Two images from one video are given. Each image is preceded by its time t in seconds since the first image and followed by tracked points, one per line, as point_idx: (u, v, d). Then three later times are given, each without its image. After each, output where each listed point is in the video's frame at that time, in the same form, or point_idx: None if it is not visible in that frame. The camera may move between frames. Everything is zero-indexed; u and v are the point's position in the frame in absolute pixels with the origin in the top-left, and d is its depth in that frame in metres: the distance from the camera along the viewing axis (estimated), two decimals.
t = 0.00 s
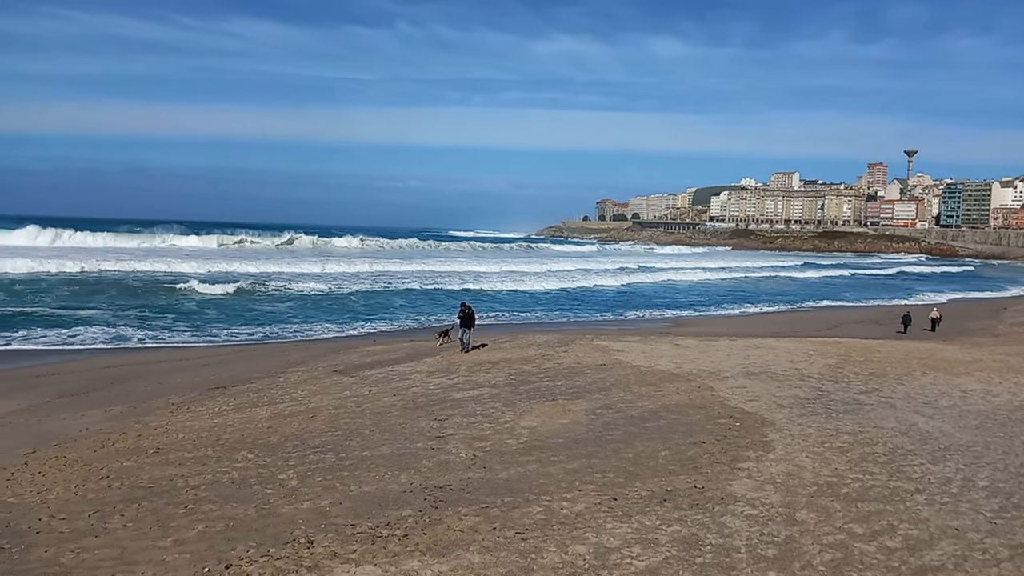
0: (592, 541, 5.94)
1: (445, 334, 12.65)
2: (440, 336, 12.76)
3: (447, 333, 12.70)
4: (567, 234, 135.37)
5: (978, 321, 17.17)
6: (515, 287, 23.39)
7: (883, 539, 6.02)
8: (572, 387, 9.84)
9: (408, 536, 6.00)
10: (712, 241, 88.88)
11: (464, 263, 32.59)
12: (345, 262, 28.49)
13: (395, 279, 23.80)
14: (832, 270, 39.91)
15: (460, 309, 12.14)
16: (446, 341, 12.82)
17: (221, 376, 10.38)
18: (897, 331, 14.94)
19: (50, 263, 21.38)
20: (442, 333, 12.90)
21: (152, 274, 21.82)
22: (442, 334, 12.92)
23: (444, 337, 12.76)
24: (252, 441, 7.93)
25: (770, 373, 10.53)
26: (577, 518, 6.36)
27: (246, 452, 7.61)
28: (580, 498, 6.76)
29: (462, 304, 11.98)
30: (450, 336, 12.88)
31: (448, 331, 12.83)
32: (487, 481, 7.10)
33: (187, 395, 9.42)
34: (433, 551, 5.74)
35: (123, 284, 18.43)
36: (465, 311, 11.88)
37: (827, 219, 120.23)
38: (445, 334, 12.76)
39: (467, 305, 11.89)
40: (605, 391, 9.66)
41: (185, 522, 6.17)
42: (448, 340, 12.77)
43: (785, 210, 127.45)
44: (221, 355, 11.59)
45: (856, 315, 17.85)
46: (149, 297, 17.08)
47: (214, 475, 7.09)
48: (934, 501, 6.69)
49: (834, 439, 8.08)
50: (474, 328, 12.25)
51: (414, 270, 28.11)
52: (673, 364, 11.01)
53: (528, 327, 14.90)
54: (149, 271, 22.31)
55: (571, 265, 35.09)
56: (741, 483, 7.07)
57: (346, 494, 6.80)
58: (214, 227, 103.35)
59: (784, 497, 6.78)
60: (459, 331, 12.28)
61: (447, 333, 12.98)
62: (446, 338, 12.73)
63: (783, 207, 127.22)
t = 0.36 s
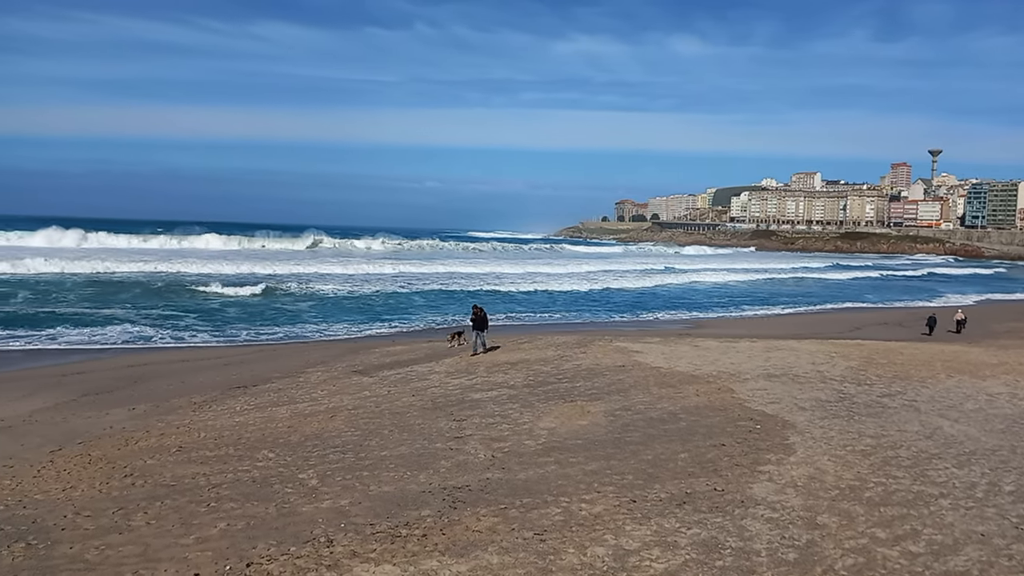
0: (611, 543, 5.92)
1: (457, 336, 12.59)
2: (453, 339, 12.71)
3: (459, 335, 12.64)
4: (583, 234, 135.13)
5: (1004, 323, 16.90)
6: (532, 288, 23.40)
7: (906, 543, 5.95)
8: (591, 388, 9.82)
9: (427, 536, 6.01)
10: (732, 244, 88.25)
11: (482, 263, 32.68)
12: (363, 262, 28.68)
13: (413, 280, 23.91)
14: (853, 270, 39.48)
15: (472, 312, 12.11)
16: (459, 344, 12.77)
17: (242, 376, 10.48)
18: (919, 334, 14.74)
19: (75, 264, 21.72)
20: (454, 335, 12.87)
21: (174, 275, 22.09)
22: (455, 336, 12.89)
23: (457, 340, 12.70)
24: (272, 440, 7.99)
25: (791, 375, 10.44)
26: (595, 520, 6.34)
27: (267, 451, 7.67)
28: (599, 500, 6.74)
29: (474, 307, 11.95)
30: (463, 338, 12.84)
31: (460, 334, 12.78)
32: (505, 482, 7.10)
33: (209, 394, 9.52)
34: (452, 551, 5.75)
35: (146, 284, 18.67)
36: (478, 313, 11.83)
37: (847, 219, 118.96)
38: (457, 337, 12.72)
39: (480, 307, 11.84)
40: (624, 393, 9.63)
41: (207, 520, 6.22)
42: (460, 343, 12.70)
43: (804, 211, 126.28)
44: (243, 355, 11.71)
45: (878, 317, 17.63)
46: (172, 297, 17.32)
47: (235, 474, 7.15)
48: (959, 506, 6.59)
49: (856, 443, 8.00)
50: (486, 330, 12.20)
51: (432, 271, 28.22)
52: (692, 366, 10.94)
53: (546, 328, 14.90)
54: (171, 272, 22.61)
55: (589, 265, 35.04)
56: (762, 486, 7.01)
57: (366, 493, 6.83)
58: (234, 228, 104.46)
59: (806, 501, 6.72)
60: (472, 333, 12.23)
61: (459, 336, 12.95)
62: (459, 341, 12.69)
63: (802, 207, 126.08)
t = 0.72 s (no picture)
0: (630, 545, 5.89)
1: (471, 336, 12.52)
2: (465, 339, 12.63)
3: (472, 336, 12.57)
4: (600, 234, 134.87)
5: None
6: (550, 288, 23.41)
7: (931, 548, 5.86)
8: (610, 389, 9.79)
9: (446, 536, 6.02)
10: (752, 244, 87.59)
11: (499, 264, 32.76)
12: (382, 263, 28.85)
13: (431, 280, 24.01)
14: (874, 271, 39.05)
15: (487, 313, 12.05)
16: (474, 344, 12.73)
17: (264, 375, 10.56)
18: (944, 336, 14.54)
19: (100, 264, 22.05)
20: (469, 335, 12.85)
21: (197, 275, 22.35)
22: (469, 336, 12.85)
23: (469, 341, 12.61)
24: (293, 439, 8.05)
25: (814, 377, 10.34)
26: (615, 522, 6.32)
27: (288, 450, 7.72)
28: (618, 501, 6.71)
29: (490, 307, 11.94)
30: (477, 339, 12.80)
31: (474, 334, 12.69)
32: (524, 482, 7.09)
33: (232, 393, 9.61)
34: (471, 551, 5.76)
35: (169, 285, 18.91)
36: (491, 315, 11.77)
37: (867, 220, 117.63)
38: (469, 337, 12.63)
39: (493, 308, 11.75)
40: (643, 394, 9.59)
41: (229, 517, 6.28)
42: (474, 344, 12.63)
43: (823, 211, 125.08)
44: (265, 354, 11.81)
45: (902, 318, 17.41)
46: (194, 296, 17.52)
47: (257, 472, 7.21)
48: (985, 511, 6.49)
49: (880, 446, 7.90)
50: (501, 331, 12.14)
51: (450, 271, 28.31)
52: (713, 367, 10.87)
53: (564, 328, 14.88)
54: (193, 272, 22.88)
55: (606, 266, 34.99)
56: (783, 489, 6.95)
57: (386, 493, 6.85)
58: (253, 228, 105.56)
59: (828, 504, 6.65)
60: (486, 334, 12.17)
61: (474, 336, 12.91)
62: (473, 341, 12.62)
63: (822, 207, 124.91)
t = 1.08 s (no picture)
0: (652, 547, 5.86)
1: (486, 339, 12.39)
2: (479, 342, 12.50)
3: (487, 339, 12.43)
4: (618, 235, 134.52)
5: None
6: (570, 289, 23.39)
7: (959, 553, 5.77)
8: (632, 391, 9.75)
9: (467, 536, 6.03)
10: (775, 245, 86.76)
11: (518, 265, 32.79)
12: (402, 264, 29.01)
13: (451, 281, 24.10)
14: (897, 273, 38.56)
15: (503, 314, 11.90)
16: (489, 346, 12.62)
17: (287, 375, 10.65)
18: (971, 339, 14.31)
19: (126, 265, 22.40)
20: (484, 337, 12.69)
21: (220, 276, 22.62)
22: (484, 338, 12.76)
23: (483, 344, 12.49)
24: (316, 438, 8.10)
25: (838, 379, 10.21)
26: (636, 524, 6.28)
27: (310, 450, 7.78)
28: (640, 503, 6.68)
29: (506, 309, 11.82)
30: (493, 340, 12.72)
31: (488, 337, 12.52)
32: (545, 483, 7.08)
33: (255, 392, 9.70)
34: (492, 552, 5.76)
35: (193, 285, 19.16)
36: (507, 316, 11.63)
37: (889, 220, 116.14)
38: (483, 340, 12.50)
39: (509, 310, 11.61)
40: (665, 396, 9.54)
41: (253, 515, 6.34)
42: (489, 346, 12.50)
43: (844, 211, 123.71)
44: (287, 354, 11.91)
45: (928, 320, 17.15)
46: (218, 297, 17.73)
47: (280, 471, 7.27)
48: (1015, 517, 6.37)
49: (906, 449, 7.79)
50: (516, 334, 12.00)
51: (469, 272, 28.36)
52: (736, 369, 10.78)
53: (585, 329, 14.85)
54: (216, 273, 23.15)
55: (625, 267, 34.88)
56: (807, 492, 6.87)
57: (407, 492, 6.87)
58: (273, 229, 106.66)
59: (853, 508, 6.56)
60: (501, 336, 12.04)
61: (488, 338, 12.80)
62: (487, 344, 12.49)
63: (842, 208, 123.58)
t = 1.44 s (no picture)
0: (675, 550, 5.83)
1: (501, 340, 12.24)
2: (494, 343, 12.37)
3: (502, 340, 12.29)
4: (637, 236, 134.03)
5: None
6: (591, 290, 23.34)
7: (989, 560, 5.66)
8: (654, 392, 9.70)
9: (489, 536, 6.03)
10: (800, 245, 85.82)
11: (538, 265, 32.80)
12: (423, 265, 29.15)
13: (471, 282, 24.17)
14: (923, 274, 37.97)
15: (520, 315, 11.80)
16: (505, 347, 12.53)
17: (310, 374, 10.74)
18: (1001, 341, 14.05)
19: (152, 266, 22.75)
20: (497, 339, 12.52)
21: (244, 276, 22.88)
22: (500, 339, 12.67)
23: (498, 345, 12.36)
24: (339, 437, 8.16)
25: (865, 382, 10.08)
26: (659, 526, 6.25)
27: (333, 448, 7.83)
28: (663, 505, 6.64)
29: (523, 310, 11.63)
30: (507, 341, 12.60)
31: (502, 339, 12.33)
32: (567, 484, 7.07)
33: (280, 391, 9.79)
34: (515, 552, 5.76)
35: (218, 286, 19.40)
36: (524, 318, 11.45)
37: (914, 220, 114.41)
38: (498, 340, 12.38)
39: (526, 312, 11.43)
40: (688, 397, 9.48)
41: (277, 513, 6.39)
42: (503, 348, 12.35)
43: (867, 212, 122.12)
44: (311, 353, 12.01)
45: (956, 322, 16.87)
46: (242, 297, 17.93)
47: (304, 470, 7.33)
48: None
49: (934, 453, 7.67)
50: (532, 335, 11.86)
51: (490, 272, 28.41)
52: (760, 371, 10.69)
53: (606, 330, 14.80)
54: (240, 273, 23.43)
55: (646, 267, 34.73)
56: (833, 496, 6.79)
57: (430, 492, 6.89)
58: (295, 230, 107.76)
59: (880, 512, 6.47)
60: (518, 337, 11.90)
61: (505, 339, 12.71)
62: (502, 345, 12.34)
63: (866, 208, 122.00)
